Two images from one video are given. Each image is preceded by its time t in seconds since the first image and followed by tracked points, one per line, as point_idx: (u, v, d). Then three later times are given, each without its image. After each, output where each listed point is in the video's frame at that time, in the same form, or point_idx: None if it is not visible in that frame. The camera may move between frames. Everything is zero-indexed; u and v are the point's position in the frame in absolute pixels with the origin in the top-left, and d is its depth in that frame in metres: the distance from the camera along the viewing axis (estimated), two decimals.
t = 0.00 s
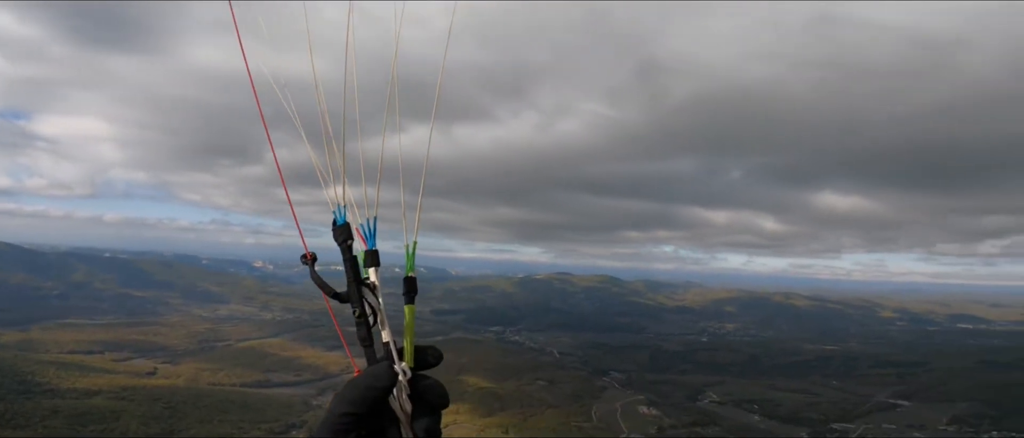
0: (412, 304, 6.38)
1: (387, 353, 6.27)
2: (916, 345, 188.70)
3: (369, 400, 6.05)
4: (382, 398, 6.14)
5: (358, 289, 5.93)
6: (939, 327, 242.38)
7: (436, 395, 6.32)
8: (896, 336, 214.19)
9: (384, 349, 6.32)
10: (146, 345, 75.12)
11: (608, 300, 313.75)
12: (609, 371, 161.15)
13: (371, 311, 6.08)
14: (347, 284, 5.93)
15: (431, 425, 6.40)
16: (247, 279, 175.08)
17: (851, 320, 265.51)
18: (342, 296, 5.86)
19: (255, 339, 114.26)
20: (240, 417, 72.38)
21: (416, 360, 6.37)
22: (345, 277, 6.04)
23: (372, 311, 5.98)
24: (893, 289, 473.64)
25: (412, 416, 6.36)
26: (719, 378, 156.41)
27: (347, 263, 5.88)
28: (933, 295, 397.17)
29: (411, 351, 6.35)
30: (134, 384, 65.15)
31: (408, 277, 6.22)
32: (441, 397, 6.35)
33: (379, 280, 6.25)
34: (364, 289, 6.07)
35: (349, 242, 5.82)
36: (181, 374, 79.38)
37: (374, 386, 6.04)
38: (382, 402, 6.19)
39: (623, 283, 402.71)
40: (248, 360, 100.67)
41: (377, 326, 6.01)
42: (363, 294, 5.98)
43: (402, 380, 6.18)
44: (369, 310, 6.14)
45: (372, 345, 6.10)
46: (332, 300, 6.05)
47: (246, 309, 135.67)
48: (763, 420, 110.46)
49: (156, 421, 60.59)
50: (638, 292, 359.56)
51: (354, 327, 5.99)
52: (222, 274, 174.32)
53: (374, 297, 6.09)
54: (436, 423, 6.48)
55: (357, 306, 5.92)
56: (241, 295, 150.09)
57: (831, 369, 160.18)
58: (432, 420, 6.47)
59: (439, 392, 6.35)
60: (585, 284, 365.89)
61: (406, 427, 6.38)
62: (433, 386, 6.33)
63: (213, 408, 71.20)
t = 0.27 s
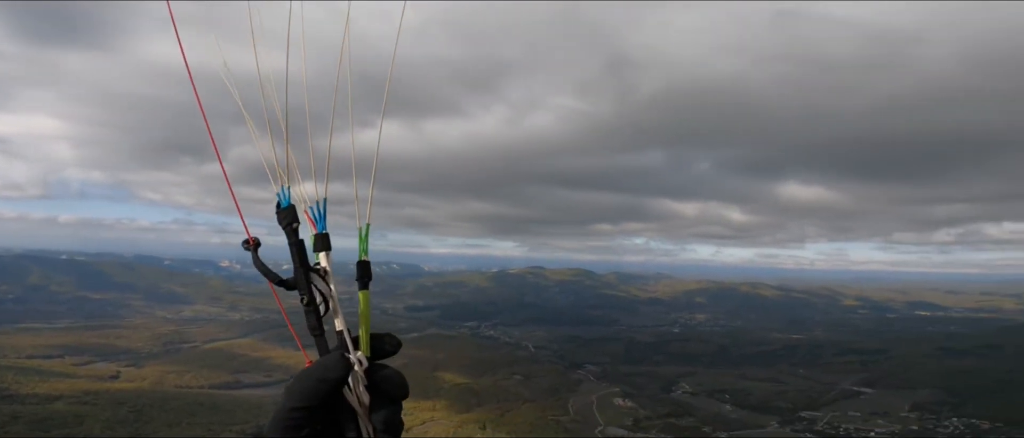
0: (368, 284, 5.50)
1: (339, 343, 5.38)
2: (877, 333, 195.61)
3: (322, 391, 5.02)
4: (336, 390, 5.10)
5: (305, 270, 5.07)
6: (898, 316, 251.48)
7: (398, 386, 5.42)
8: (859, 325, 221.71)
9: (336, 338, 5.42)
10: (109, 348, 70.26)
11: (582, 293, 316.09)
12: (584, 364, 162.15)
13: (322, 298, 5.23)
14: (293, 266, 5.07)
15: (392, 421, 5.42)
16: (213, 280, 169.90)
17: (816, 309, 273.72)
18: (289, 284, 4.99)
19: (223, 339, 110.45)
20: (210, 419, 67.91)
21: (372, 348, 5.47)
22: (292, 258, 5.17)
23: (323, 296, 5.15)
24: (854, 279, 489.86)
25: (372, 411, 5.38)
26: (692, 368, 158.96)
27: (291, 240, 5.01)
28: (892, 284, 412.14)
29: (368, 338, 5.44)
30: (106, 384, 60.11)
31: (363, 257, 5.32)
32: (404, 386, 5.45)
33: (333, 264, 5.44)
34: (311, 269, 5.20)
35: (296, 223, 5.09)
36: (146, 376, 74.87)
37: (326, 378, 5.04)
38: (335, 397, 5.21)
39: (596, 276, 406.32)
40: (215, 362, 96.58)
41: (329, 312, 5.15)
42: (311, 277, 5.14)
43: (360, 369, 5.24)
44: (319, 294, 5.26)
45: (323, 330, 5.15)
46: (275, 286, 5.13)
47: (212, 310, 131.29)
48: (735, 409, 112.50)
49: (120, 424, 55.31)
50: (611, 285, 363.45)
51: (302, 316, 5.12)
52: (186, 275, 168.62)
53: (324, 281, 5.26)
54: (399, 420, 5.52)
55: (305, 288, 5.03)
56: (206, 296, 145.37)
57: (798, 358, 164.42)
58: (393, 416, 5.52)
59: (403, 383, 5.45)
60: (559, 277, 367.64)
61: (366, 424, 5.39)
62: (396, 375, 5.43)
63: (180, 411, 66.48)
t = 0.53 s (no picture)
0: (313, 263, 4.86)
1: (280, 330, 4.77)
2: (834, 326, 203.27)
3: (256, 383, 4.51)
4: (275, 381, 4.62)
5: (236, 250, 4.44)
6: (853, 309, 262.06)
7: (348, 376, 4.81)
8: (817, 317, 229.88)
9: (277, 325, 4.81)
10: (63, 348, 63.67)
11: (552, 288, 317.94)
12: (554, 359, 163.10)
13: (258, 281, 4.61)
14: (222, 248, 4.42)
15: (343, 413, 4.86)
16: (170, 278, 163.66)
17: (777, 302, 282.51)
18: (216, 265, 4.35)
19: (182, 342, 106.11)
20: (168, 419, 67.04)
21: (318, 335, 4.87)
22: (221, 241, 4.51)
23: (257, 278, 4.52)
24: (812, 273, 508.44)
25: (318, 403, 4.85)
26: (659, 361, 161.77)
27: (217, 216, 4.36)
28: (846, 278, 429.30)
29: (313, 322, 4.86)
30: (53, 388, 53.97)
31: (306, 236, 4.74)
32: (355, 378, 4.86)
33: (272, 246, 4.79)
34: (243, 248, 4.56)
35: (224, 197, 4.44)
36: (100, 378, 70.05)
37: (262, 369, 4.52)
38: (276, 387, 4.68)
39: (565, 271, 409.47)
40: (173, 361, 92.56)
41: (266, 297, 4.53)
42: (244, 258, 4.48)
43: (303, 357, 4.66)
44: (256, 277, 4.65)
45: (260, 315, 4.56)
46: (207, 271, 4.56)
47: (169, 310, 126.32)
48: (701, 401, 114.89)
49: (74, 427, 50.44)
50: (580, 280, 366.72)
51: (234, 303, 4.49)
52: (141, 274, 161.79)
53: (260, 261, 4.64)
54: (352, 412, 4.98)
55: (238, 268, 4.43)
56: (164, 294, 139.98)
57: (760, 351, 169.26)
58: (348, 407, 4.98)
59: (354, 372, 4.86)
60: (528, 273, 368.71)
61: (314, 417, 4.90)
62: (344, 365, 4.84)
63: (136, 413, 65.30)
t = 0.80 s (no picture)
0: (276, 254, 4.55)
1: (245, 326, 4.48)
2: (789, 324, 211.27)
3: (216, 383, 4.31)
4: (238, 379, 4.43)
5: (192, 242, 4.15)
6: (807, 306, 272.82)
7: (316, 372, 4.59)
8: (774, 316, 238.56)
9: (241, 321, 4.53)
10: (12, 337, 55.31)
11: (518, 286, 319.32)
12: (520, 357, 163.91)
13: (218, 275, 4.30)
14: (178, 243, 4.08)
15: (313, 410, 4.67)
16: (120, 275, 156.73)
17: (736, 300, 291.45)
18: (169, 259, 4.07)
19: (131, 341, 101.80)
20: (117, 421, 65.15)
21: (286, 330, 4.62)
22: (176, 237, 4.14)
23: (218, 279, 4.22)
24: (769, 272, 526.69)
25: (287, 402, 4.66)
26: (623, 359, 164.64)
27: (172, 217, 4.00)
28: (801, 277, 446.17)
29: (280, 316, 4.61)
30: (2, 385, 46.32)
31: (271, 227, 4.43)
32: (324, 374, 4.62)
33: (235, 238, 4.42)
34: (201, 238, 4.26)
35: (177, 183, 4.08)
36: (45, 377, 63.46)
37: (222, 368, 4.35)
38: (240, 386, 4.50)
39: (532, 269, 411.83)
40: (122, 364, 89.52)
41: (223, 291, 4.23)
42: (200, 249, 4.20)
43: (268, 356, 4.43)
44: (216, 274, 4.30)
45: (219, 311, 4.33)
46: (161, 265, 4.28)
47: (119, 309, 121.23)
48: (664, 398, 117.67)
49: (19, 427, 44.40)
50: (546, 278, 369.35)
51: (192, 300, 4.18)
52: (87, 270, 154.31)
53: (220, 254, 4.32)
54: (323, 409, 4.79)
55: (193, 263, 4.16)
56: (113, 292, 134.03)
57: (720, 348, 174.25)
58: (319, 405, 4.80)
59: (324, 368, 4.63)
60: (495, 271, 368.56)
61: (283, 415, 4.72)
62: (313, 361, 4.60)
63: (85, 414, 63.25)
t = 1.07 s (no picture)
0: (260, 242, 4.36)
1: (225, 321, 4.19)
2: (742, 324, 219.34)
3: (195, 380, 3.95)
4: (219, 377, 4.09)
5: (170, 230, 3.89)
6: (759, 307, 284.14)
7: (303, 366, 4.36)
8: (728, 316, 247.15)
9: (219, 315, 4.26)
10: None
11: (481, 286, 319.44)
12: (483, 356, 164.14)
13: (197, 264, 4.06)
14: (155, 228, 3.82)
15: (301, 407, 4.45)
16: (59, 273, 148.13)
17: (693, 300, 300.26)
18: (145, 246, 3.80)
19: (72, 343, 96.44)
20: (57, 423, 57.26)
21: (268, 323, 4.42)
22: (152, 220, 3.87)
23: (199, 267, 3.99)
24: (723, 273, 544.88)
25: (271, 399, 4.40)
26: (585, 358, 167.28)
27: (150, 199, 3.75)
28: (753, 277, 463.74)
29: (263, 308, 4.40)
30: None
31: (254, 212, 4.23)
32: (312, 367, 4.43)
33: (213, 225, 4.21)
34: (178, 227, 3.99)
35: (153, 167, 3.83)
36: None
37: (203, 366, 3.98)
38: (222, 385, 4.17)
39: (495, 269, 412.42)
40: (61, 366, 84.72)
41: (203, 281, 4.00)
42: (179, 235, 3.92)
43: (254, 351, 4.19)
44: (194, 261, 4.04)
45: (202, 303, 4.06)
46: (133, 254, 4.00)
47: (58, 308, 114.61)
48: (625, 397, 120.30)
49: None
50: (509, 277, 370.59)
51: (171, 290, 3.89)
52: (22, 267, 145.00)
53: (199, 240, 4.12)
54: (309, 405, 4.55)
55: (172, 251, 3.87)
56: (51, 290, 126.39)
57: (678, 346, 179.31)
58: (304, 401, 4.57)
59: (312, 361, 4.42)
60: (457, 270, 367.11)
61: (267, 412, 4.45)
62: (301, 354, 4.38)
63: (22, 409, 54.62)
